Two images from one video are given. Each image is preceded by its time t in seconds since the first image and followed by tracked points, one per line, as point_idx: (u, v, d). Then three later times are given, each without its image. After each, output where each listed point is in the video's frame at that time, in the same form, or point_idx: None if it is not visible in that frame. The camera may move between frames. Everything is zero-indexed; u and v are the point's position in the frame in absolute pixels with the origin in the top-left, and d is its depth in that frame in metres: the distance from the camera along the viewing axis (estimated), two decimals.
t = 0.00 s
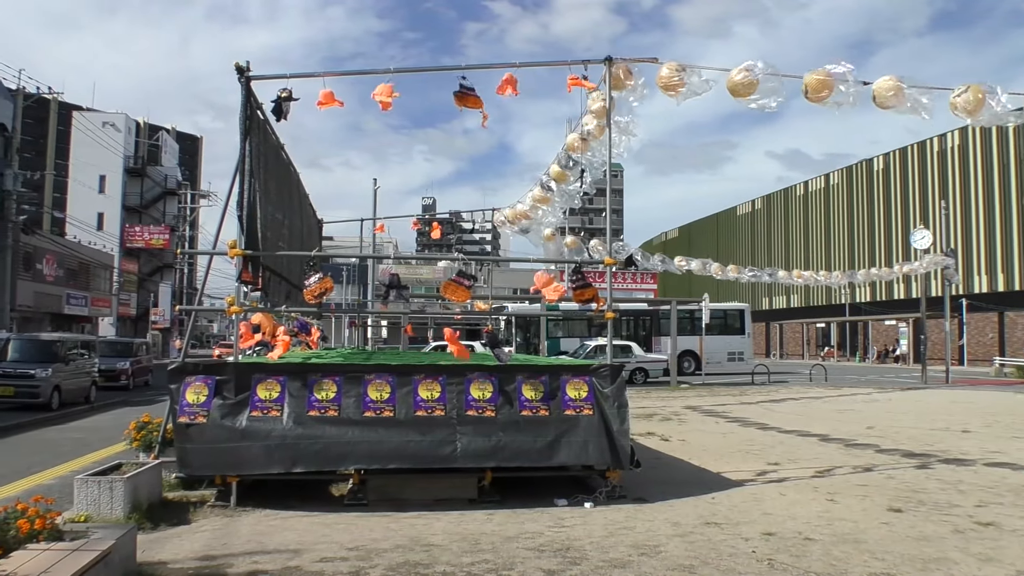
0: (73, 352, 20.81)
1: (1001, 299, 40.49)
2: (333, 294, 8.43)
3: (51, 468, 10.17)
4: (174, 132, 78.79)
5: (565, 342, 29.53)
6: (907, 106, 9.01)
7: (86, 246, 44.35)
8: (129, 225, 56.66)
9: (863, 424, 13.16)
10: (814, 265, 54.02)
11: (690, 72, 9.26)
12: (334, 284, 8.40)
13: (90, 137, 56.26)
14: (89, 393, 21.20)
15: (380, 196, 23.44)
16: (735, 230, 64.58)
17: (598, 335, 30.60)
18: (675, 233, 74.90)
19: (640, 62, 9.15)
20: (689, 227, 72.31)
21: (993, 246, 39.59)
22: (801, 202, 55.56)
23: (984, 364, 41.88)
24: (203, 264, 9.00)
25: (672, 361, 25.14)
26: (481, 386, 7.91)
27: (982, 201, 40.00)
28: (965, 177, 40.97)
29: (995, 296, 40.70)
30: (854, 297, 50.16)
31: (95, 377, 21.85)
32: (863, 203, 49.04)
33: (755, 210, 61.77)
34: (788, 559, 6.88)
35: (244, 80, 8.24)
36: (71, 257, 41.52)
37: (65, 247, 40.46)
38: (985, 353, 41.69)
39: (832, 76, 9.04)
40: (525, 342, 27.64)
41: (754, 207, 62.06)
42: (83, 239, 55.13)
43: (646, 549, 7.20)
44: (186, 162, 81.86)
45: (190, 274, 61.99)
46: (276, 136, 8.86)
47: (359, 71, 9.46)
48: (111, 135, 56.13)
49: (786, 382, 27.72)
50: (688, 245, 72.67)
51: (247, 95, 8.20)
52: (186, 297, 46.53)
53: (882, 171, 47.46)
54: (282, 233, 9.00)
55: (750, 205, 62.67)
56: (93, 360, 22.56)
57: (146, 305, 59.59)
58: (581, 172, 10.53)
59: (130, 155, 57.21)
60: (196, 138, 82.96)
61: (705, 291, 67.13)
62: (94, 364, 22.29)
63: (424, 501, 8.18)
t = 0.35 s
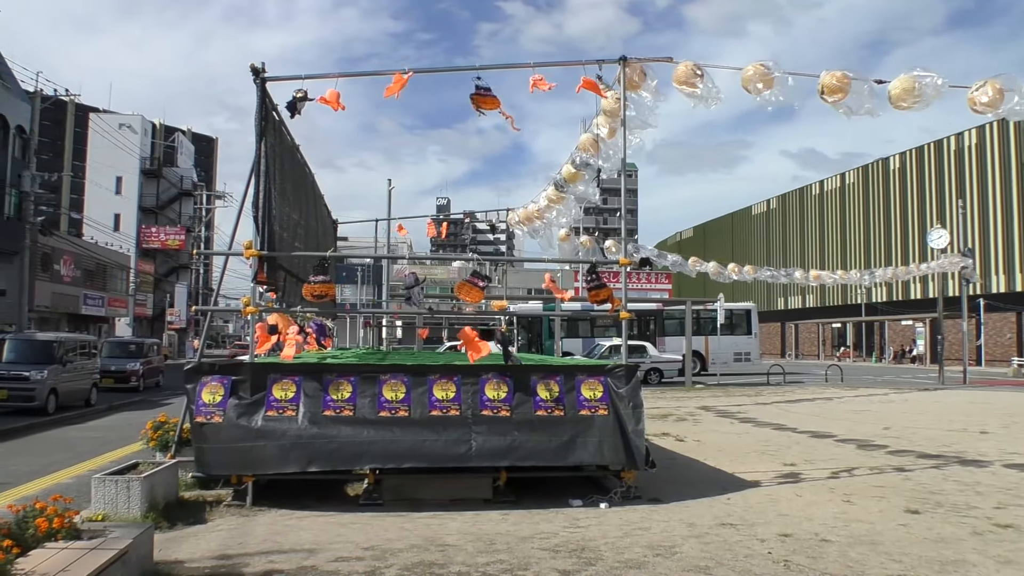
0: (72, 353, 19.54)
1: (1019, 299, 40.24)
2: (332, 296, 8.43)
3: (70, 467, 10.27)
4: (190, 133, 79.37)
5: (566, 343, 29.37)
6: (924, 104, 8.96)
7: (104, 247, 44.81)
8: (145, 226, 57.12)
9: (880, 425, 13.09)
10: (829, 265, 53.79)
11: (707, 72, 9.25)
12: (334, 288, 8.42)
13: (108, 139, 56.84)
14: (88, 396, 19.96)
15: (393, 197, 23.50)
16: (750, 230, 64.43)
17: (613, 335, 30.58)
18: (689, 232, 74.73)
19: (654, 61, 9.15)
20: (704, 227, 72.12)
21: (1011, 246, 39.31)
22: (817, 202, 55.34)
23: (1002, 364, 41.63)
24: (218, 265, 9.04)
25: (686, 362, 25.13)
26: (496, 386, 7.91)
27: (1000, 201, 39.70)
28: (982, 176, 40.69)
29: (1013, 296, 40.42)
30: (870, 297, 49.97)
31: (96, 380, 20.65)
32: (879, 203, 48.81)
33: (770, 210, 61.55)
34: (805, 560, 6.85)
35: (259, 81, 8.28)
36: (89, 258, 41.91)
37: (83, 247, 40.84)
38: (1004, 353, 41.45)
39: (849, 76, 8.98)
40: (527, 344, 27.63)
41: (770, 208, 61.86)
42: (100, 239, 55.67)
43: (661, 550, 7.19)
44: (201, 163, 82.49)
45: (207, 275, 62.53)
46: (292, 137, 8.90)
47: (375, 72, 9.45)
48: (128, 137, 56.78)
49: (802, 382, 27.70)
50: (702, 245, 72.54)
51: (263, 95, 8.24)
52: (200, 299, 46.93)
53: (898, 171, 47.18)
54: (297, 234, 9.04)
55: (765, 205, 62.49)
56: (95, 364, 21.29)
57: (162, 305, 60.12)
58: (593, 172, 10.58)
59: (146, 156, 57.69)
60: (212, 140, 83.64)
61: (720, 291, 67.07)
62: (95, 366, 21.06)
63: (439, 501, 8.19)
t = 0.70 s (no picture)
0: (64, 354, 18.05)
1: None
2: (356, 296, 8.47)
3: (87, 466, 10.37)
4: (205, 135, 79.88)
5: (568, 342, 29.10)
6: (940, 106, 8.89)
7: (120, 248, 45.18)
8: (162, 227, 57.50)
9: (897, 425, 13.01)
10: (845, 264, 53.57)
11: (722, 70, 9.23)
12: (357, 287, 8.44)
13: (125, 141, 57.33)
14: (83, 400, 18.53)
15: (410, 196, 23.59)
16: (765, 229, 64.22)
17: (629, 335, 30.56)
18: (704, 232, 74.54)
19: (668, 61, 9.16)
20: (719, 227, 71.92)
21: None
22: (833, 201, 55.08)
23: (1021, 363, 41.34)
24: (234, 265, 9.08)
25: (703, 361, 25.08)
26: (511, 386, 7.92)
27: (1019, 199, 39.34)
28: (1001, 175, 40.35)
29: None
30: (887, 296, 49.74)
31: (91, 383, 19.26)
32: (896, 202, 48.52)
33: (786, 209, 61.34)
34: (823, 561, 6.80)
35: (274, 82, 8.33)
36: (105, 258, 42.26)
37: (100, 248, 41.19)
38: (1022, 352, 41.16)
39: (865, 77, 8.94)
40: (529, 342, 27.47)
41: (785, 206, 61.65)
42: (118, 240, 56.19)
43: (677, 550, 7.17)
44: (217, 164, 83.00)
45: (222, 276, 62.94)
46: (307, 137, 8.94)
47: (390, 73, 9.47)
48: (144, 138, 57.25)
49: (818, 381, 27.67)
50: (718, 245, 72.39)
51: (278, 96, 8.29)
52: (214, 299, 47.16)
53: (915, 169, 46.90)
54: (313, 234, 9.08)
55: (781, 204, 62.27)
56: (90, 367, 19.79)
57: (179, 306, 60.63)
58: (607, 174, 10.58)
59: (162, 158, 58.08)
60: (227, 140, 84.11)
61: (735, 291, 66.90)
62: (91, 368, 19.63)
63: (454, 501, 8.20)
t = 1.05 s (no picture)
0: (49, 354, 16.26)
1: None
2: (377, 294, 8.49)
3: (105, 465, 10.43)
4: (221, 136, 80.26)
5: (571, 342, 28.93)
6: (958, 102, 8.81)
7: (137, 249, 45.55)
8: (178, 228, 57.88)
9: (915, 426, 12.92)
10: (862, 264, 53.22)
11: (739, 70, 9.21)
12: (379, 285, 8.47)
13: (142, 142, 57.76)
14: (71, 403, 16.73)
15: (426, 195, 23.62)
16: (781, 228, 63.94)
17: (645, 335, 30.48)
18: (719, 232, 74.20)
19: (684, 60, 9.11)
20: (734, 226, 71.58)
21: None
22: (849, 201, 54.79)
23: None
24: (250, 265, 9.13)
25: (718, 360, 25.01)
26: (526, 386, 7.90)
27: None
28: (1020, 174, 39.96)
29: None
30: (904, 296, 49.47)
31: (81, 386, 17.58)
32: (913, 201, 48.20)
33: (802, 209, 61.03)
34: (840, 563, 6.76)
35: (290, 83, 8.37)
36: (123, 259, 42.64)
37: (117, 249, 41.50)
38: None
39: (882, 74, 8.88)
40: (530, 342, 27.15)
41: (801, 206, 61.34)
42: (135, 241, 56.71)
43: (693, 551, 7.13)
44: (233, 165, 83.44)
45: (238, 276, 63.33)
46: (322, 138, 8.96)
47: (405, 73, 9.48)
48: (161, 139, 57.60)
49: (834, 382, 27.81)
50: (733, 244, 72.16)
51: (293, 97, 8.33)
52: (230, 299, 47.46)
53: (932, 169, 46.56)
54: (328, 235, 9.11)
55: (796, 203, 61.95)
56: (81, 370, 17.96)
57: (195, 306, 61.13)
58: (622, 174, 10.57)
59: (178, 159, 58.40)
60: (242, 141, 84.47)
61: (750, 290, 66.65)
62: (81, 370, 17.90)
63: (469, 501, 8.21)
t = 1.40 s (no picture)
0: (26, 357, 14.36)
1: None
2: (377, 297, 8.30)
3: (121, 465, 10.50)
4: (237, 137, 80.75)
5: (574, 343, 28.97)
6: (974, 103, 8.77)
7: (153, 250, 45.85)
8: (194, 229, 58.28)
9: (933, 427, 12.83)
10: (878, 264, 52.91)
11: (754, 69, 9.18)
12: (379, 289, 8.32)
13: (158, 144, 58.12)
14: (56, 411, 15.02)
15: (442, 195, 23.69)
16: (796, 228, 63.67)
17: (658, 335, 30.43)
18: (735, 232, 73.94)
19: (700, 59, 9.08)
20: (750, 226, 71.29)
21: None
22: (865, 200, 54.51)
23: None
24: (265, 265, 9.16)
25: (733, 361, 24.97)
26: (541, 386, 7.90)
27: None
28: None
29: None
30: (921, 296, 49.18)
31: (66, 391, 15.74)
32: (930, 201, 47.88)
33: (817, 208, 60.74)
34: (856, 564, 6.73)
35: (305, 84, 8.42)
36: (140, 261, 42.96)
37: (134, 250, 41.80)
38: None
39: (897, 74, 8.84)
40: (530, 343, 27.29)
41: (816, 205, 61.04)
42: (151, 242, 57.19)
43: (709, 552, 7.10)
44: (248, 166, 83.92)
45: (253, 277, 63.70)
46: (337, 138, 9.00)
47: (419, 73, 9.48)
48: (176, 141, 57.94)
49: (851, 382, 28.03)
50: (748, 243, 71.92)
51: (309, 98, 8.37)
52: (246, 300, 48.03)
53: (949, 168, 46.20)
54: (343, 235, 9.13)
55: (812, 203, 61.67)
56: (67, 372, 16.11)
57: (211, 307, 61.59)
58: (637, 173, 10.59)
59: (194, 161, 58.74)
60: (257, 142, 84.87)
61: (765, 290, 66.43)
62: (65, 372, 15.98)
63: (484, 501, 8.21)
